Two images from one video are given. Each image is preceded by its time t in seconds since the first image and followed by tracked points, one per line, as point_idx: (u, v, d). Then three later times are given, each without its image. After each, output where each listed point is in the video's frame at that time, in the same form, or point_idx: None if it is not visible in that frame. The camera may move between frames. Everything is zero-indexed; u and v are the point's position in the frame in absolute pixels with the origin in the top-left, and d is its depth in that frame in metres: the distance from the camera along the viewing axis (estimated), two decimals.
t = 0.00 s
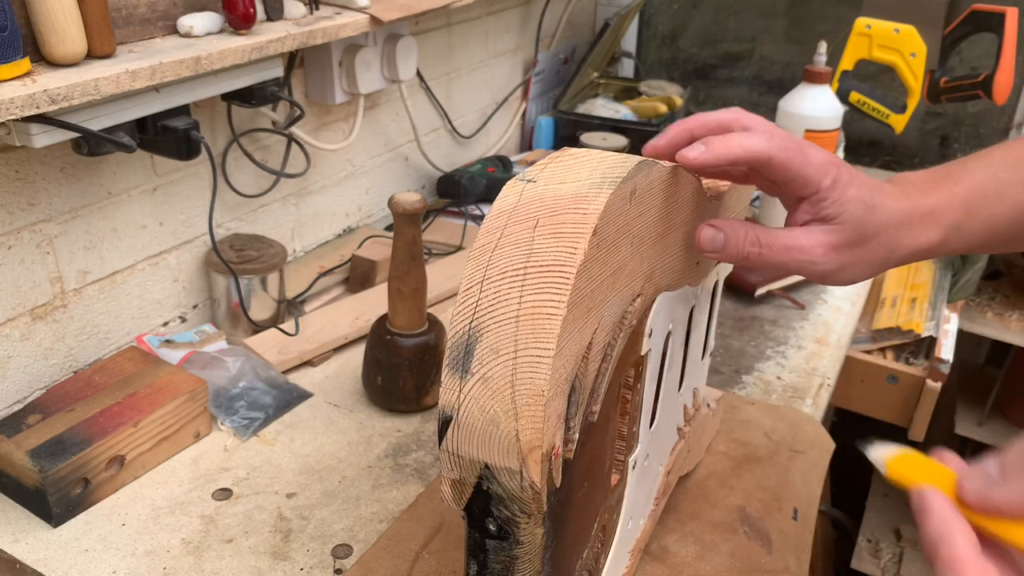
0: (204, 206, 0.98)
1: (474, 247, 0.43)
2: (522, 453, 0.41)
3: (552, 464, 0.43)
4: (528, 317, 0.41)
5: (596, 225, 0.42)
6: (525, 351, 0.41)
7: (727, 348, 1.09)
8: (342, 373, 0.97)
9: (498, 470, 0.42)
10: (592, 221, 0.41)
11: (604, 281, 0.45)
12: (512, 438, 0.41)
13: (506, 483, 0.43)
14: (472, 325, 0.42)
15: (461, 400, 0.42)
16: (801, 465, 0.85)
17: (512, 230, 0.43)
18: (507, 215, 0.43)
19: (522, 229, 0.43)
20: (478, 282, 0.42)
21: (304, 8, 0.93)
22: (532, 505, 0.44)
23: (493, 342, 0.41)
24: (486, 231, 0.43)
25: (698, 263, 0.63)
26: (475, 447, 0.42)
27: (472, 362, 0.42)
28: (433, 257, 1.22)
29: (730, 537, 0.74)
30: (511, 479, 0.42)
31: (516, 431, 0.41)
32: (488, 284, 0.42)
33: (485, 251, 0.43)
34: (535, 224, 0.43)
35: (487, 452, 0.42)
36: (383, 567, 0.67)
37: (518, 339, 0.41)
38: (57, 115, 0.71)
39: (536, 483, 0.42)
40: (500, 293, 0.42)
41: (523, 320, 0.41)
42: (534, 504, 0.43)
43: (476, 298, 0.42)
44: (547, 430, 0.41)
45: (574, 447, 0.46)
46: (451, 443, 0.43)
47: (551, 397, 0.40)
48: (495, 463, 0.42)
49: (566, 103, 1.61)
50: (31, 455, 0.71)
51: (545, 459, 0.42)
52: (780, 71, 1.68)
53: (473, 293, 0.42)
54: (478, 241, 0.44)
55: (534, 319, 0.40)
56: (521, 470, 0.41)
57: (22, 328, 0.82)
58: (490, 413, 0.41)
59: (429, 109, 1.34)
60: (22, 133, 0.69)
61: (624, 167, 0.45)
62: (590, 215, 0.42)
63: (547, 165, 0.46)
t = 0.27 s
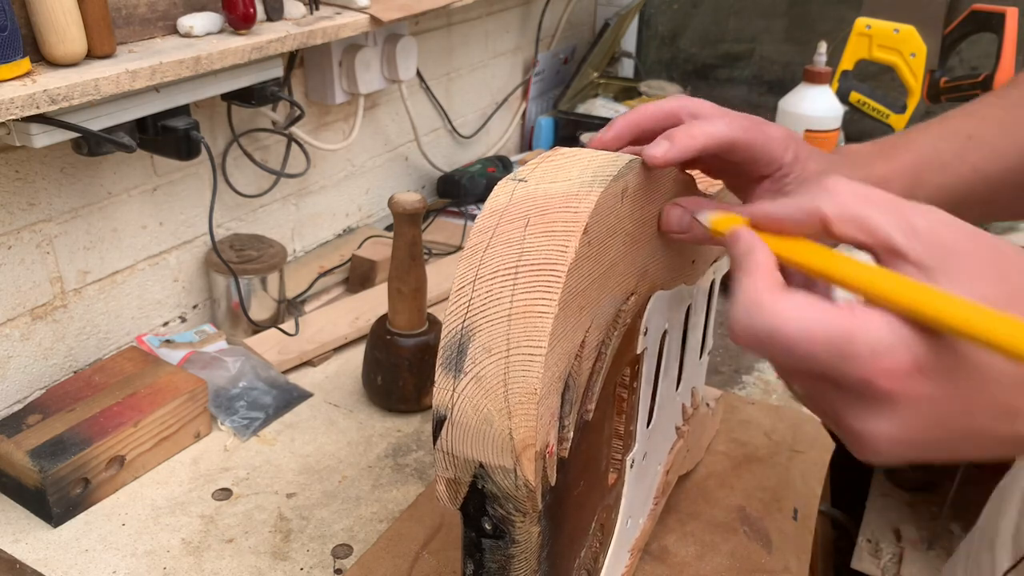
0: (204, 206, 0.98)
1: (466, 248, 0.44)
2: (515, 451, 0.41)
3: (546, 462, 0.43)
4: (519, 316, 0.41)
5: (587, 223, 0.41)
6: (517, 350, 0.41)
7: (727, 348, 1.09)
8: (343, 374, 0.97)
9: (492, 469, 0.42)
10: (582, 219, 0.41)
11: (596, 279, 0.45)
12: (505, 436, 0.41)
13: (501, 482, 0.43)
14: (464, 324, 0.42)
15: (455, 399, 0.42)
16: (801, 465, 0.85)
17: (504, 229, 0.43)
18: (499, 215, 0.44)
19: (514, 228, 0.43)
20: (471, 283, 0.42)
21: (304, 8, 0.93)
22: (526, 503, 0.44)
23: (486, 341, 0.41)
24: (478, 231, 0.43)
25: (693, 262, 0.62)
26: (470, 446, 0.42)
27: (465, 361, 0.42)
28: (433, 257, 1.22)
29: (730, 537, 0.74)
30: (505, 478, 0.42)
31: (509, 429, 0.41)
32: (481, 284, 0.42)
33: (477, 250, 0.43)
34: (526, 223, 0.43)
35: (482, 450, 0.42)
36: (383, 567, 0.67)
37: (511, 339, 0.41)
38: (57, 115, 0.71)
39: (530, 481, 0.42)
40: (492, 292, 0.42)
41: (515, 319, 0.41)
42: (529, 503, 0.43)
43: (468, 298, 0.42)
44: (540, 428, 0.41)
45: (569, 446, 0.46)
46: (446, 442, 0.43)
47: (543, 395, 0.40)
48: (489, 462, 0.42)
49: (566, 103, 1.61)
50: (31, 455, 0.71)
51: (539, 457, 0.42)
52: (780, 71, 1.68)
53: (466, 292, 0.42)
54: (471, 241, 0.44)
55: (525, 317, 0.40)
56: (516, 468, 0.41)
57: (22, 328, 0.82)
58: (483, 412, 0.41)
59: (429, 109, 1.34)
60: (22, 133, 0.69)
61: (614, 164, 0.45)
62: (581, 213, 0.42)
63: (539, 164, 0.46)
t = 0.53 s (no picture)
0: (204, 206, 0.98)
1: (452, 246, 0.44)
2: (505, 447, 0.41)
3: (536, 459, 0.43)
4: (506, 312, 0.41)
5: (569, 220, 0.43)
6: (505, 345, 0.41)
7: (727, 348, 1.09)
8: (342, 374, 0.97)
9: (483, 466, 0.42)
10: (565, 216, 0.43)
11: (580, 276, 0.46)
12: (495, 433, 0.41)
13: (492, 479, 0.43)
14: (452, 322, 0.42)
15: (444, 397, 0.42)
16: (800, 465, 0.85)
17: (490, 227, 0.43)
18: (486, 213, 0.44)
19: (500, 226, 0.43)
20: (458, 281, 0.42)
21: (304, 8, 0.93)
22: (518, 499, 0.44)
23: (473, 339, 0.41)
24: (464, 229, 0.44)
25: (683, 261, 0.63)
26: (460, 444, 0.42)
27: (454, 358, 0.42)
28: (433, 257, 1.22)
29: (730, 537, 0.74)
30: (496, 475, 0.42)
31: (498, 426, 0.41)
32: (468, 281, 0.42)
33: (463, 248, 0.43)
34: (511, 221, 0.43)
35: (471, 447, 0.42)
36: (383, 567, 0.67)
37: (498, 335, 0.41)
38: (57, 115, 0.71)
39: (520, 477, 0.42)
40: (479, 289, 0.42)
41: (502, 316, 0.41)
42: (520, 499, 0.43)
43: (455, 296, 0.42)
44: (528, 423, 0.41)
45: (560, 442, 0.46)
46: (436, 441, 0.43)
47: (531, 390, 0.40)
48: (479, 459, 0.42)
49: (566, 103, 1.61)
50: (32, 455, 0.71)
51: (529, 452, 0.42)
52: (780, 71, 1.68)
53: (453, 290, 0.42)
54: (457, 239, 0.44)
55: (512, 313, 0.41)
56: (506, 465, 0.41)
57: (22, 328, 0.81)
58: (472, 409, 0.41)
59: (429, 109, 1.34)
60: (22, 133, 0.69)
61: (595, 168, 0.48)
62: (564, 210, 0.43)
63: (523, 165, 0.48)
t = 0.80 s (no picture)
0: (204, 206, 0.98)
1: (452, 246, 0.44)
2: (506, 448, 0.41)
3: (538, 459, 0.44)
4: (507, 312, 0.41)
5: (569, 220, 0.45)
6: (505, 345, 0.41)
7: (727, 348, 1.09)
8: (342, 374, 0.97)
9: (483, 466, 0.43)
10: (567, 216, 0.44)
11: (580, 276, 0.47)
12: (495, 434, 0.41)
13: (492, 479, 0.43)
14: (452, 322, 0.42)
15: (444, 397, 0.42)
16: (800, 465, 0.85)
17: (490, 228, 0.44)
18: (486, 212, 0.45)
19: (500, 226, 0.44)
20: (458, 281, 0.43)
21: (304, 7, 0.93)
22: (518, 500, 0.44)
23: (474, 339, 0.42)
24: (465, 229, 0.44)
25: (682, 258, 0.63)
26: (461, 444, 0.42)
27: (454, 359, 0.42)
28: (433, 257, 1.22)
29: (730, 537, 0.74)
30: (497, 475, 0.42)
31: (499, 426, 0.41)
32: (468, 281, 0.42)
33: (463, 248, 0.43)
34: (512, 221, 0.44)
35: (472, 447, 0.42)
36: (383, 567, 0.67)
37: (499, 336, 0.41)
38: (56, 115, 0.71)
39: (521, 478, 0.42)
40: (479, 290, 0.42)
41: (502, 316, 0.41)
42: (521, 499, 0.44)
43: (455, 296, 0.43)
44: (528, 425, 0.41)
45: (560, 442, 0.46)
46: (436, 441, 0.43)
47: (532, 391, 0.41)
48: (480, 459, 0.42)
49: (566, 103, 1.61)
50: (32, 454, 0.71)
51: (530, 453, 0.42)
52: (780, 71, 1.68)
53: (453, 289, 0.43)
54: (457, 238, 0.45)
55: (513, 314, 0.41)
56: (506, 466, 0.41)
57: (22, 328, 0.81)
58: (473, 409, 0.41)
59: (429, 109, 1.34)
60: (22, 133, 0.69)
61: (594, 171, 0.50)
62: (564, 211, 0.45)
63: (524, 165, 0.49)
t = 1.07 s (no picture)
0: (204, 206, 0.98)
1: (471, 248, 0.46)
2: (520, 453, 0.41)
3: (551, 465, 0.44)
4: (525, 317, 0.43)
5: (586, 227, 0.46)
6: (522, 350, 0.42)
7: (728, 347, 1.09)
8: (342, 374, 0.97)
9: (496, 471, 0.43)
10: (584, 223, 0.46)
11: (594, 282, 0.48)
12: (509, 436, 0.42)
13: (504, 483, 0.43)
14: (469, 324, 0.44)
15: (459, 399, 0.43)
16: (801, 465, 0.85)
17: (508, 233, 0.46)
18: (505, 216, 0.47)
19: (519, 231, 0.46)
20: (475, 283, 0.44)
21: (304, 7, 0.93)
22: (530, 506, 0.44)
23: (491, 342, 0.43)
24: (483, 232, 0.46)
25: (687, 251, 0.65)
26: (474, 448, 0.43)
27: (470, 361, 0.43)
28: (433, 257, 1.22)
29: (730, 537, 0.74)
30: (509, 480, 0.43)
31: (513, 429, 0.42)
32: (486, 284, 0.44)
33: (482, 251, 0.45)
34: (531, 226, 0.46)
35: (485, 451, 0.43)
36: (383, 567, 0.67)
37: (515, 340, 0.42)
38: (56, 115, 0.71)
39: (535, 485, 0.42)
40: (497, 293, 0.44)
41: (520, 320, 0.43)
42: (532, 504, 0.43)
43: (473, 298, 0.44)
44: (543, 430, 0.42)
45: (572, 448, 0.47)
46: (449, 444, 0.43)
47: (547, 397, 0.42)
48: (493, 463, 0.43)
49: (566, 103, 1.61)
50: (31, 454, 0.71)
51: (543, 458, 0.42)
52: (780, 71, 1.67)
53: (472, 291, 0.44)
54: (476, 242, 0.46)
55: (530, 318, 0.43)
56: (519, 470, 0.42)
57: (22, 328, 0.81)
58: (488, 412, 0.42)
59: (429, 110, 1.34)
60: (22, 132, 0.69)
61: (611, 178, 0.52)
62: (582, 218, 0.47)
63: (543, 167, 0.51)
